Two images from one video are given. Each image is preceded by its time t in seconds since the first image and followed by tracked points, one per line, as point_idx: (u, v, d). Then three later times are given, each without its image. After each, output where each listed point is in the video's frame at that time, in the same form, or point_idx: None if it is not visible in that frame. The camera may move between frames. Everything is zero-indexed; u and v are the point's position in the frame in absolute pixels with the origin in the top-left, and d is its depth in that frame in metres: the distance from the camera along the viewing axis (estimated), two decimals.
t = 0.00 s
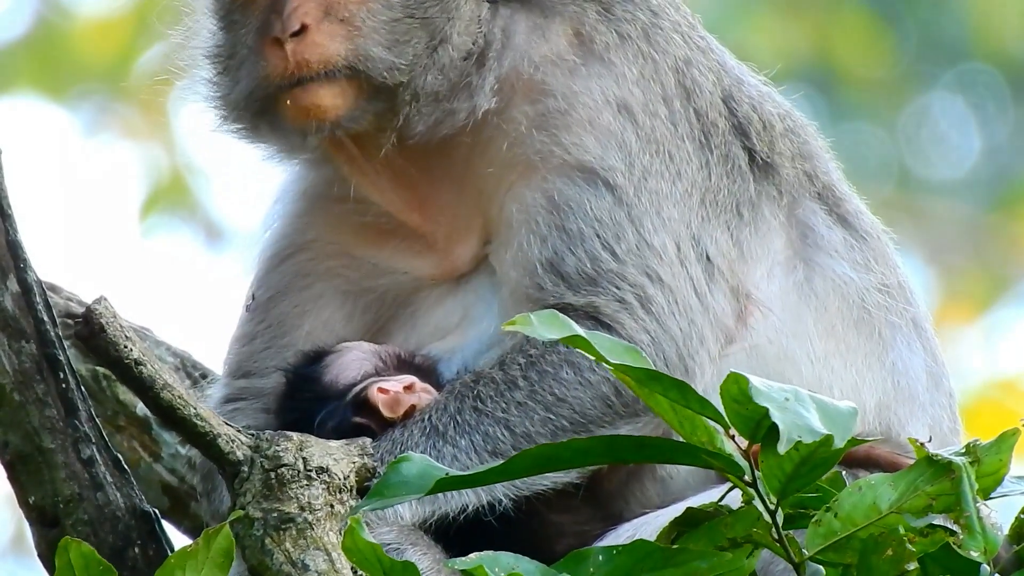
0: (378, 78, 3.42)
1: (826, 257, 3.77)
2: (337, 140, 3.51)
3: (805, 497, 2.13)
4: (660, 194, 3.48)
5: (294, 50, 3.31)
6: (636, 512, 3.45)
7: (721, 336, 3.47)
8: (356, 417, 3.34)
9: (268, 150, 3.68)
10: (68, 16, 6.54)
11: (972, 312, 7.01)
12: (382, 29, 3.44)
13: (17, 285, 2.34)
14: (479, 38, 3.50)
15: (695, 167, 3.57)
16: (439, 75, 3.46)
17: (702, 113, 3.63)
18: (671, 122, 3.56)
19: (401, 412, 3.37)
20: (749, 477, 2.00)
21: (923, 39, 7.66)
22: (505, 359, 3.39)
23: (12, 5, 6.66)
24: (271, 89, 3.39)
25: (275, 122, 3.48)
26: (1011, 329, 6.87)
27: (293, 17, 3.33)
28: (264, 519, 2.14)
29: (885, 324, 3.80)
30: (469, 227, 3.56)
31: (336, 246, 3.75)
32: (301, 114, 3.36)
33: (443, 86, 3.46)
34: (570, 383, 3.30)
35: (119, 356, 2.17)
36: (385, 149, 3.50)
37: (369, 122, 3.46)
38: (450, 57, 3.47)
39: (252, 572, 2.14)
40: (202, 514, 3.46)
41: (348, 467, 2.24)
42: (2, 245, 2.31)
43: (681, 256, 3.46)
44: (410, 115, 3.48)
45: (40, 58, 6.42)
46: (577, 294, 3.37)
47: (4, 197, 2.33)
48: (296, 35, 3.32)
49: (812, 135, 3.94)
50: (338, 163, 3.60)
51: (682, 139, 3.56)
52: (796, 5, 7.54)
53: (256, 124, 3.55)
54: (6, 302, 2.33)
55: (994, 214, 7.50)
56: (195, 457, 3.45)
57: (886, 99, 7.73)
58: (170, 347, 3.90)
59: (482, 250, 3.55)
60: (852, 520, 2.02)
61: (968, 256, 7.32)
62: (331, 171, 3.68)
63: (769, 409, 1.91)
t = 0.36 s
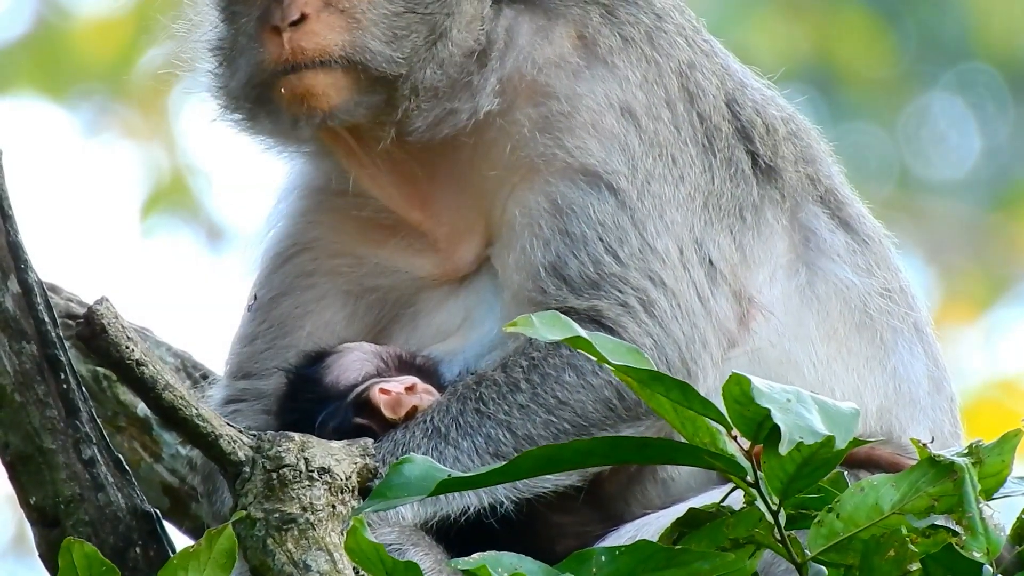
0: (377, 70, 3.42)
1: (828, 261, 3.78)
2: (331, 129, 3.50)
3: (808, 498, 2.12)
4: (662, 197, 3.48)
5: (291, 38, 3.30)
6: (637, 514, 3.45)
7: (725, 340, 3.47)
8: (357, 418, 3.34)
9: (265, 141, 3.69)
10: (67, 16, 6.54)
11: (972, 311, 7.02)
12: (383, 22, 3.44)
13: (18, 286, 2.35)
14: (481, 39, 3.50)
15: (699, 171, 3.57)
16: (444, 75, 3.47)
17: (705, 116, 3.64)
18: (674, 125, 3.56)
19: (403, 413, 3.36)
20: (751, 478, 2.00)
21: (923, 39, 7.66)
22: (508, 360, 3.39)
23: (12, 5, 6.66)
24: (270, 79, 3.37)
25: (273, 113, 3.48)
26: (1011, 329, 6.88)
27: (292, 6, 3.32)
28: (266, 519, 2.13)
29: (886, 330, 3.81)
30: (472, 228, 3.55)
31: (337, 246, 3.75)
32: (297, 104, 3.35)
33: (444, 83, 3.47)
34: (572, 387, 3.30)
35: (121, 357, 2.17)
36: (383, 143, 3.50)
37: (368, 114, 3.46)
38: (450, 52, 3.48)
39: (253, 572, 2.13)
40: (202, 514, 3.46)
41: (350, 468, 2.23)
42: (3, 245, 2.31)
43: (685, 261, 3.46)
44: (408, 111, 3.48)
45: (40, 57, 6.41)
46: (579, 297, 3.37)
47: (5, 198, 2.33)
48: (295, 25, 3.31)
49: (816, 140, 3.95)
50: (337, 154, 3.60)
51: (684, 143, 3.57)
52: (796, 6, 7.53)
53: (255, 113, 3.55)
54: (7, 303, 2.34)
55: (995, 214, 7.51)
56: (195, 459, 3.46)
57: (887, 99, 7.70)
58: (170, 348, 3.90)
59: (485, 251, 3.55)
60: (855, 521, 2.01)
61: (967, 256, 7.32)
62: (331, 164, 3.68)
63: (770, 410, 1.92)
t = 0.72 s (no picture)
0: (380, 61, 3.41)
1: (828, 262, 3.78)
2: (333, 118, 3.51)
3: (806, 497, 2.13)
4: (662, 198, 3.48)
5: (296, 27, 3.29)
6: (637, 515, 3.45)
7: (725, 341, 3.47)
8: (356, 417, 3.34)
9: (267, 132, 3.68)
10: (67, 15, 6.53)
11: (972, 312, 7.02)
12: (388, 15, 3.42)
13: (17, 285, 2.36)
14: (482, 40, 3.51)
15: (699, 172, 3.57)
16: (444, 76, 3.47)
17: (706, 117, 3.64)
18: (675, 126, 3.56)
19: (402, 413, 3.37)
20: (750, 477, 2.00)
21: (923, 40, 7.68)
22: (508, 360, 3.39)
23: (12, 5, 6.66)
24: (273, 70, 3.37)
25: (273, 102, 3.48)
26: (1011, 330, 6.87)
27: None
28: (265, 518, 2.14)
29: (887, 331, 3.81)
30: (472, 228, 3.55)
31: (339, 246, 3.75)
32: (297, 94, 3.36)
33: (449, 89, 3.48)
34: (572, 387, 3.30)
35: (120, 356, 2.17)
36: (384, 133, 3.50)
37: (370, 104, 3.47)
38: (454, 45, 3.48)
39: (252, 572, 2.14)
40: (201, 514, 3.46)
41: (348, 467, 2.24)
42: (2, 245, 2.32)
43: (685, 261, 3.46)
44: (410, 102, 3.48)
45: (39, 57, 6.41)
46: (579, 298, 3.37)
47: (4, 198, 2.34)
48: (300, 13, 3.31)
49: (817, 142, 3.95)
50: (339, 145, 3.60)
51: (685, 144, 3.57)
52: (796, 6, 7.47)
53: (256, 104, 3.56)
54: (7, 303, 2.35)
55: (995, 214, 7.52)
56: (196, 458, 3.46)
57: (887, 99, 7.67)
58: (169, 347, 3.90)
59: (486, 251, 3.54)
60: (853, 521, 2.01)
61: (966, 255, 7.37)
62: (331, 155, 3.69)
63: (769, 408, 1.90)
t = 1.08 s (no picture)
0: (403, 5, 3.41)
1: (829, 262, 3.78)
2: (343, 65, 3.49)
3: (805, 497, 2.13)
4: (664, 197, 3.48)
5: None
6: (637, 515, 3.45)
7: (726, 339, 3.47)
8: (356, 417, 3.35)
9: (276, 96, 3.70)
10: (68, 16, 6.51)
11: (973, 311, 7.09)
12: None
13: (16, 285, 2.36)
14: (493, 20, 3.52)
15: (702, 172, 3.57)
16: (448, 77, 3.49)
17: (709, 117, 3.64)
18: (677, 125, 3.57)
19: (402, 412, 3.37)
20: (748, 477, 2.01)
21: (923, 39, 7.61)
22: (508, 360, 3.40)
23: (13, 5, 6.65)
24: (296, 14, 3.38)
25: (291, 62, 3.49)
26: (1010, 330, 6.93)
27: None
28: (264, 518, 2.14)
29: (888, 331, 3.82)
30: (470, 221, 3.53)
31: (339, 244, 3.74)
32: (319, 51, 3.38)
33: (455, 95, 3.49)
34: (573, 386, 3.31)
35: (119, 356, 2.17)
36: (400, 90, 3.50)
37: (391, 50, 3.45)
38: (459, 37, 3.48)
39: (252, 571, 2.14)
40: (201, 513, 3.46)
41: (347, 466, 2.24)
42: (2, 246, 2.32)
43: (686, 259, 3.46)
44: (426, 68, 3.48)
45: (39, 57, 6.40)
46: (581, 296, 3.37)
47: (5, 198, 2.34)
48: None
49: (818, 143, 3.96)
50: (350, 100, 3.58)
51: (688, 143, 3.57)
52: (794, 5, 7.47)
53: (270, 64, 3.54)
54: (6, 303, 2.35)
55: (996, 214, 7.53)
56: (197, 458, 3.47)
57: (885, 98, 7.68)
58: (169, 347, 3.90)
59: (481, 246, 3.54)
60: (852, 521, 2.01)
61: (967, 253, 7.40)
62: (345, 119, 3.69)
63: (766, 411, 1.92)
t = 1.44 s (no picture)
0: None
1: (831, 263, 3.78)
2: (347, 50, 3.52)
3: (806, 498, 2.13)
4: (667, 197, 3.49)
5: None
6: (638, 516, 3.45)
7: (727, 339, 3.47)
8: (356, 418, 3.34)
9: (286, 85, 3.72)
10: (67, 15, 6.48)
11: (972, 312, 7.07)
12: None
13: (16, 285, 2.36)
14: (497, 15, 3.51)
15: (705, 172, 3.57)
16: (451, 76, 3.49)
17: (713, 118, 3.64)
18: (681, 126, 3.57)
19: (403, 413, 3.36)
20: (749, 477, 2.01)
21: (923, 38, 7.66)
22: (509, 360, 3.39)
23: (12, 5, 6.63)
24: None
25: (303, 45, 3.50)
26: (1010, 331, 6.91)
27: None
28: (265, 519, 2.14)
29: (890, 332, 3.81)
30: (470, 219, 3.52)
31: (340, 245, 3.73)
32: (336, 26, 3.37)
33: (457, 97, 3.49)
34: (574, 386, 3.30)
35: (119, 356, 2.17)
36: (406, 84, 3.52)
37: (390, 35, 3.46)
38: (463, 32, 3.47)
39: (252, 571, 2.14)
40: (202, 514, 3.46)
41: (348, 467, 2.24)
42: (2, 246, 2.32)
43: (688, 259, 3.46)
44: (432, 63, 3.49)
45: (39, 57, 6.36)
46: (582, 296, 3.37)
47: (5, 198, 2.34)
48: None
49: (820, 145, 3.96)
50: (353, 87, 3.58)
51: (692, 144, 3.57)
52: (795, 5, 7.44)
53: (281, 42, 3.55)
54: (7, 303, 2.35)
55: (996, 214, 7.51)
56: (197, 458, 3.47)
57: (886, 98, 7.70)
58: (169, 347, 3.90)
59: (480, 245, 3.54)
60: (853, 521, 2.01)
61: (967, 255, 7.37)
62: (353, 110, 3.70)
63: (769, 412, 1.92)
